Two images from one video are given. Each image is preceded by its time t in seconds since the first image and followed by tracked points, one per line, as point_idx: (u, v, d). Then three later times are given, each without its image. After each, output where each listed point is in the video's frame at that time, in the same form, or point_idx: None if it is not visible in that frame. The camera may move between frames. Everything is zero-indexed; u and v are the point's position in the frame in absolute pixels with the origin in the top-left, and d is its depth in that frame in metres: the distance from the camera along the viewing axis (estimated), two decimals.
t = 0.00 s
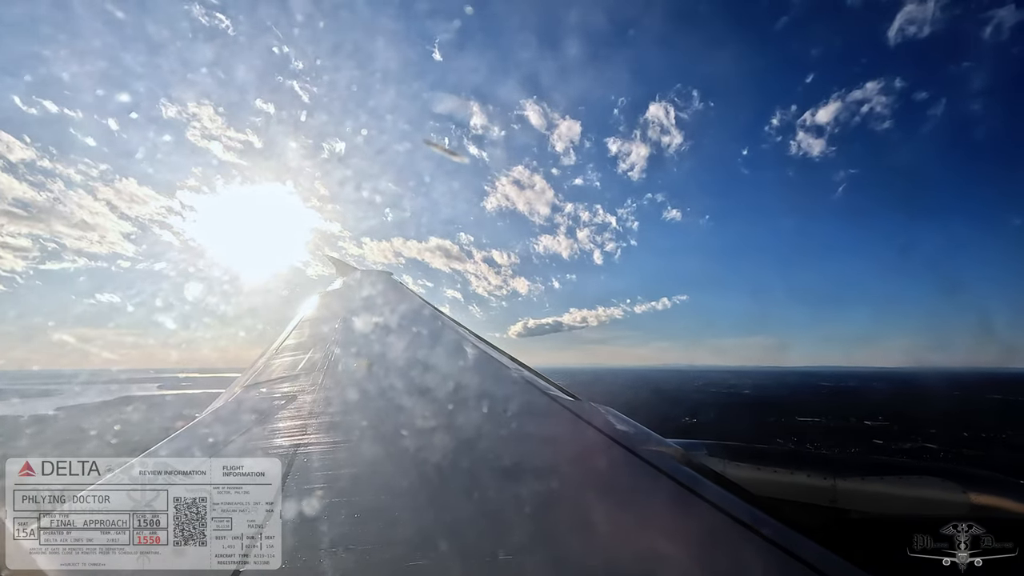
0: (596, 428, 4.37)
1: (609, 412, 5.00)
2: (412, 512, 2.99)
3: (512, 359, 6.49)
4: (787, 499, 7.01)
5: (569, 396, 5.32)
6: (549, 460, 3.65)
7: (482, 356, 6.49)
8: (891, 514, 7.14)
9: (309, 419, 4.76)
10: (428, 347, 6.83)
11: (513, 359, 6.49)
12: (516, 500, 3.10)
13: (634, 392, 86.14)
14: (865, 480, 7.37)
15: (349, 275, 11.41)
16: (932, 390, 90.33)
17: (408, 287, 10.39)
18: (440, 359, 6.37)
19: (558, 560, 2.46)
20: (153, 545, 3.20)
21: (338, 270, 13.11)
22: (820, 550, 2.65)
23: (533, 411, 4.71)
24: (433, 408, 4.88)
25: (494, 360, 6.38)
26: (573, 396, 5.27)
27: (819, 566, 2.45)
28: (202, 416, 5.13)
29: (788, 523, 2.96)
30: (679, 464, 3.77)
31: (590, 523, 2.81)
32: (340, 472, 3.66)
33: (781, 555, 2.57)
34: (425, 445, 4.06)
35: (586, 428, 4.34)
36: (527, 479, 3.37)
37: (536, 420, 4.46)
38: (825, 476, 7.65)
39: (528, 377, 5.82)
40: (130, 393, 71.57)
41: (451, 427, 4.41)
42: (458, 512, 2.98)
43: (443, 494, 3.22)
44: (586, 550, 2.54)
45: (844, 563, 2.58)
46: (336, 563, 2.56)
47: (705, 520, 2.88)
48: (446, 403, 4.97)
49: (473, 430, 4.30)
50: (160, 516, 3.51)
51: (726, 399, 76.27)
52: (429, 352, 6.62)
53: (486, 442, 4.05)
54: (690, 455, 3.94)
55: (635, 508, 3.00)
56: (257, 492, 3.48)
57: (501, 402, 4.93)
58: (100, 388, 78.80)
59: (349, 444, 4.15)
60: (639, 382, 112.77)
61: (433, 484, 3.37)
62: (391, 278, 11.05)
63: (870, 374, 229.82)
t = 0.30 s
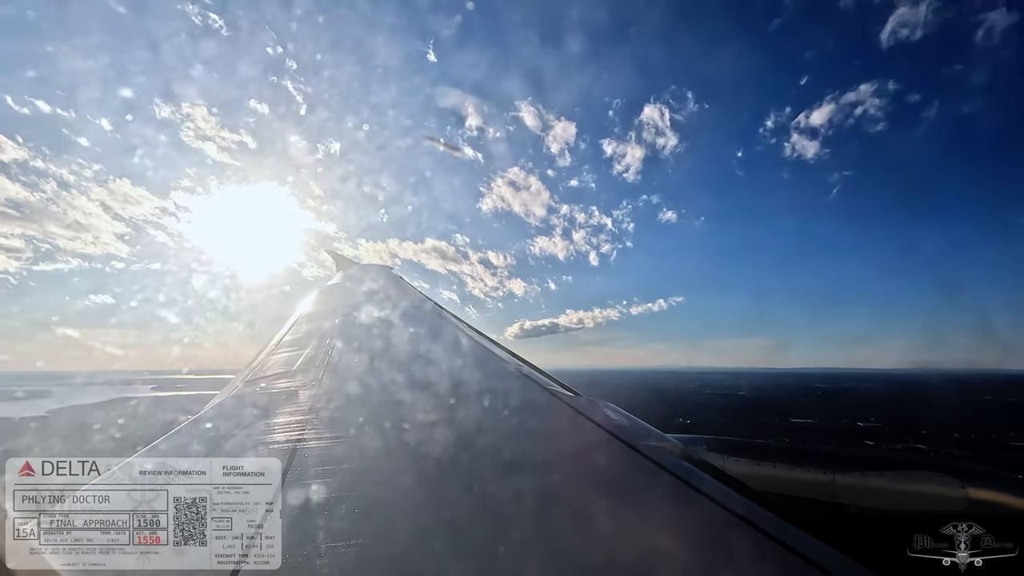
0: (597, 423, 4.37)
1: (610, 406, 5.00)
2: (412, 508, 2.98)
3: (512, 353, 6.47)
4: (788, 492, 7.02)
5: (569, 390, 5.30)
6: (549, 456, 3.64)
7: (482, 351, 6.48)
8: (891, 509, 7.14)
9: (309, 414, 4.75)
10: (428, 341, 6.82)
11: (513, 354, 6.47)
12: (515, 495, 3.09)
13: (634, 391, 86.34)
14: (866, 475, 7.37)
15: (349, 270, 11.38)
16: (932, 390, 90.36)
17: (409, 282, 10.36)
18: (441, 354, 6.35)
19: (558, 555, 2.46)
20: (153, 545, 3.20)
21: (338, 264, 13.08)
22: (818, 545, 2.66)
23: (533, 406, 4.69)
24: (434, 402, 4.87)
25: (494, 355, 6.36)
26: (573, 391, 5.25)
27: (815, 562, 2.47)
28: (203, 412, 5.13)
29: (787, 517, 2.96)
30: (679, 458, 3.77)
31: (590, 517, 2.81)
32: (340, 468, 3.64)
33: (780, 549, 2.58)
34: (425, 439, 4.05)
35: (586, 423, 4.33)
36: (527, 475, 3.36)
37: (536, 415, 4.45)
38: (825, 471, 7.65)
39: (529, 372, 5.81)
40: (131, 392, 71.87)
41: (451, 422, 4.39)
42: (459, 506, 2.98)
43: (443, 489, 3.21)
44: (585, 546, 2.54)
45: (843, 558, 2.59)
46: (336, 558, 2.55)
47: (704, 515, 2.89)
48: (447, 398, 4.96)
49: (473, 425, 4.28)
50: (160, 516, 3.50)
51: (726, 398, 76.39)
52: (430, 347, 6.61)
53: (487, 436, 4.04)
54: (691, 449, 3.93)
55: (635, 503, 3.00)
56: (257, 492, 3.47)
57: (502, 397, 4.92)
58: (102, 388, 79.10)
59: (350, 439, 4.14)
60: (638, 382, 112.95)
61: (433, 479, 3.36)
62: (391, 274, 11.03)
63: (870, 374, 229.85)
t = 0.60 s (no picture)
0: (601, 418, 4.35)
1: (614, 401, 4.98)
2: (417, 504, 2.99)
3: (515, 349, 6.46)
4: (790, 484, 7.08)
5: (573, 386, 5.29)
6: (553, 451, 3.64)
7: (486, 347, 6.46)
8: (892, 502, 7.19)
9: (311, 411, 4.74)
10: (431, 338, 6.81)
11: (517, 349, 6.46)
12: (520, 491, 3.10)
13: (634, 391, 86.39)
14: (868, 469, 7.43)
15: (351, 267, 11.35)
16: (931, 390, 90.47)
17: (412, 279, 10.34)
18: (444, 350, 6.34)
19: (563, 551, 2.46)
20: (153, 545, 3.20)
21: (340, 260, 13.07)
22: (823, 539, 2.66)
23: (537, 401, 4.68)
24: (437, 400, 4.85)
25: (497, 351, 6.34)
26: (577, 387, 5.24)
27: (821, 557, 2.47)
28: (204, 408, 5.13)
29: (792, 510, 2.95)
30: (685, 453, 3.75)
31: (594, 513, 2.80)
32: (342, 465, 3.64)
33: (785, 544, 2.57)
34: (429, 437, 4.04)
35: (590, 418, 4.33)
36: (532, 470, 3.36)
37: (540, 411, 4.44)
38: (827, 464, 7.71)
39: (533, 367, 5.79)
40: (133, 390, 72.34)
41: (455, 419, 4.38)
42: (463, 503, 2.97)
43: (447, 486, 3.21)
44: (591, 542, 2.53)
45: (849, 553, 2.58)
46: (341, 556, 2.56)
47: (709, 509, 2.89)
48: (450, 394, 4.95)
49: (477, 421, 4.28)
50: (160, 516, 3.51)
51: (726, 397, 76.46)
52: (433, 344, 6.60)
53: (491, 433, 4.03)
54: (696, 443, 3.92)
55: (640, 498, 2.99)
56: (257, 492, 3.47)
57: (505, 393, 4.91)
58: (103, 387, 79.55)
59: (354, 437, 4.13)
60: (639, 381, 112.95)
61: (438, 476, 3.36)
62: (393, 271, 11.03)
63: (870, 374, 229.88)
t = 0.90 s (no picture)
0: (603, 411, 4.33)
1: (616, 393, 4.97)
2: (419, 495, 2.99)
3: (517, 341, 6.43)
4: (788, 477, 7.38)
5: (575, 378, 5.27)
6: (555, 442, 3.63)
7: (487, 340, 6.44)
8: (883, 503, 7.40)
9: (314, 403, 4.74)
10: (434, 330, 6.80)
11: (518, 341, 6.43)
12: (522, 481, 3.09)
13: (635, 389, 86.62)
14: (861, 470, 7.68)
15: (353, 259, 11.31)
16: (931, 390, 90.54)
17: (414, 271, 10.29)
18: (446, 343, 6.32)
19: (565, 541, 2.46)
20: (153, 545, 3.20)
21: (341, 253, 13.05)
22: (824, 531, 2.66)
23: (539, 393, 4.66)
24: (440, 391, 4.84)
25: (500, 344, 6.32)
26: (579, 379, 5.22)
27: (821, 549, 2.47)
28: (206, 403, 5.12)
29: (793, 502, 2.95)
30: (687, 445, 3.74)
31: (595, 504, 2.80)
32: (344, 459, 3.63)
33: (786, 535, 2.57)
34: (431, 428, 4.03)
35: (592, 410, 4.32)
36: (534, 461, 3.36)
37: (542, 403, 4.42)
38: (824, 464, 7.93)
39: (535, 360, 5.77)
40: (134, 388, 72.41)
41: (457, 410, 4.37)
42: (465, 494, 2.96)
43: (450, 477, 3.20)
44: (592, 533, 2.52)
45: (850, 544, 2.58)
46: (343, 549, 2.55)
47: (711, 499, 2.89)
48: (452, 385, 4.93)
49: (480, 412, 4.27)
50: (161, 516, 3.51)
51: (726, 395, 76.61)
52: (435, 336, 6.57)
53: (493, 425, 4.02)
54: (698, 436, 3.91)
55: (641, 490, 2.99)
56: (257, 492, 3.47)
57: (507, 385, 4.89)
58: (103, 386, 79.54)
59: (357, 429, 4.12)
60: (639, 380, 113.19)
61: (441, 467, 3.35)
62: (395, 264, 11.00)
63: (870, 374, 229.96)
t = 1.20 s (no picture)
0: (605, 416, 4.35)
1: (617, 396, 4.99)
2: (419, 506, 3.00)
3: (518, 345, 6.45)
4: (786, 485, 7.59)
5: (576, 382, 5.28)
6: (557, 452, 3.64)
7: (488, 348, 6.46)
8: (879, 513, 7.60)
9: (313, 412, 4.75)
10: (434, 338, 6.81)
11: (519, 345, 6.45)
12: (524, 491, 3.10)
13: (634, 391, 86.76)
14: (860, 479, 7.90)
15: (352, 267, 11.33)
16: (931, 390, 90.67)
17: (413, 279, 10.31)
18: (446, 351, 6.33)
19: (567, 551, 2.48)
20: (153, 545, 3.20)
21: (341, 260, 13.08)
22: (827, 535, 2.67)
23: (541, 402, 4.68)
24: (440, 400, 4.84)
25: (501, 351, 6.33)
26: (581, 385, 5.23)
27: (824, 552, 2.48)
28: (205, 409, 5.13)
29: (795, 506, 2.98)
30: (689, 448, 3.77)
31: (597, 514, 2.81)
32: (343, 466, 3.64)
33: (789, 541, 2.59)
34: (431, 438, 4.03)
35: (594, 417, 4.33)
36: (536, 471, 3.37)
37: (544, 412, 4.43)
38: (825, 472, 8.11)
39: (537, 367, 5.77)
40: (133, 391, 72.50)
41: (457, 420, 4.38)
42: (466, 505, 2.97)
43: (451, 487, 3.21)
44: (594, 544, 2.53)
45: (852, 547, 2.60)
46: (344, 559, 2.55)
47: (714, 508, 2.90)
48: (452, 395, 4.94)
49: (481, 422, 4.28)
50: (160, 516, 3.51)
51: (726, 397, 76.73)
52: (436, 345, 6.58)
53: (494, 434, 4.03)
54: (700, 439, 3.93)
55: (643, 498, 3.00)
56: (257, 492, 3.47)
57: (508, 394, 4.90)
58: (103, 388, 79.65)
59: (356, 438, 4.13)
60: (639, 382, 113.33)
61: (441, 477, 3.35)
62: (395, 271, 11.03)
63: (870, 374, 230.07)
